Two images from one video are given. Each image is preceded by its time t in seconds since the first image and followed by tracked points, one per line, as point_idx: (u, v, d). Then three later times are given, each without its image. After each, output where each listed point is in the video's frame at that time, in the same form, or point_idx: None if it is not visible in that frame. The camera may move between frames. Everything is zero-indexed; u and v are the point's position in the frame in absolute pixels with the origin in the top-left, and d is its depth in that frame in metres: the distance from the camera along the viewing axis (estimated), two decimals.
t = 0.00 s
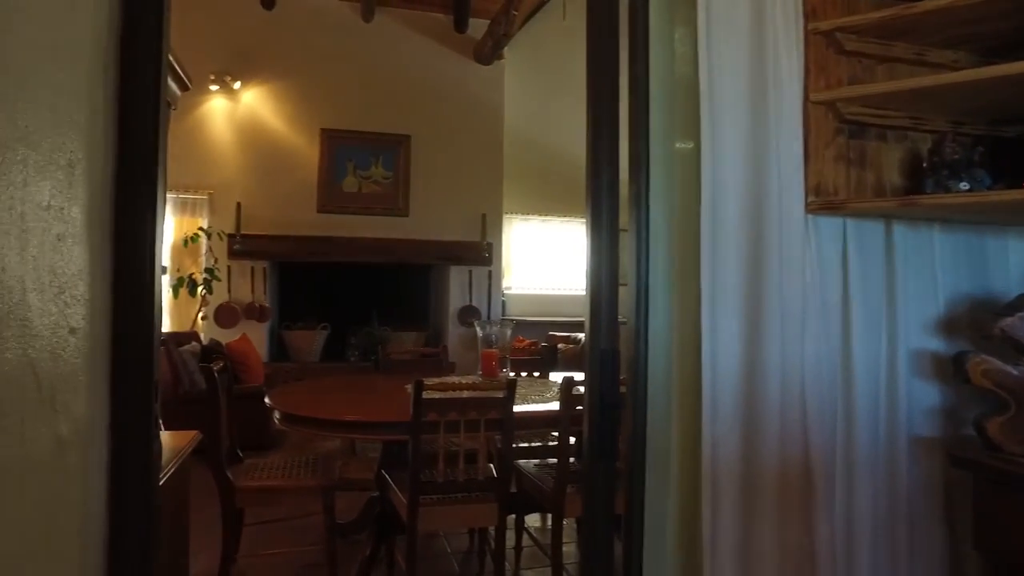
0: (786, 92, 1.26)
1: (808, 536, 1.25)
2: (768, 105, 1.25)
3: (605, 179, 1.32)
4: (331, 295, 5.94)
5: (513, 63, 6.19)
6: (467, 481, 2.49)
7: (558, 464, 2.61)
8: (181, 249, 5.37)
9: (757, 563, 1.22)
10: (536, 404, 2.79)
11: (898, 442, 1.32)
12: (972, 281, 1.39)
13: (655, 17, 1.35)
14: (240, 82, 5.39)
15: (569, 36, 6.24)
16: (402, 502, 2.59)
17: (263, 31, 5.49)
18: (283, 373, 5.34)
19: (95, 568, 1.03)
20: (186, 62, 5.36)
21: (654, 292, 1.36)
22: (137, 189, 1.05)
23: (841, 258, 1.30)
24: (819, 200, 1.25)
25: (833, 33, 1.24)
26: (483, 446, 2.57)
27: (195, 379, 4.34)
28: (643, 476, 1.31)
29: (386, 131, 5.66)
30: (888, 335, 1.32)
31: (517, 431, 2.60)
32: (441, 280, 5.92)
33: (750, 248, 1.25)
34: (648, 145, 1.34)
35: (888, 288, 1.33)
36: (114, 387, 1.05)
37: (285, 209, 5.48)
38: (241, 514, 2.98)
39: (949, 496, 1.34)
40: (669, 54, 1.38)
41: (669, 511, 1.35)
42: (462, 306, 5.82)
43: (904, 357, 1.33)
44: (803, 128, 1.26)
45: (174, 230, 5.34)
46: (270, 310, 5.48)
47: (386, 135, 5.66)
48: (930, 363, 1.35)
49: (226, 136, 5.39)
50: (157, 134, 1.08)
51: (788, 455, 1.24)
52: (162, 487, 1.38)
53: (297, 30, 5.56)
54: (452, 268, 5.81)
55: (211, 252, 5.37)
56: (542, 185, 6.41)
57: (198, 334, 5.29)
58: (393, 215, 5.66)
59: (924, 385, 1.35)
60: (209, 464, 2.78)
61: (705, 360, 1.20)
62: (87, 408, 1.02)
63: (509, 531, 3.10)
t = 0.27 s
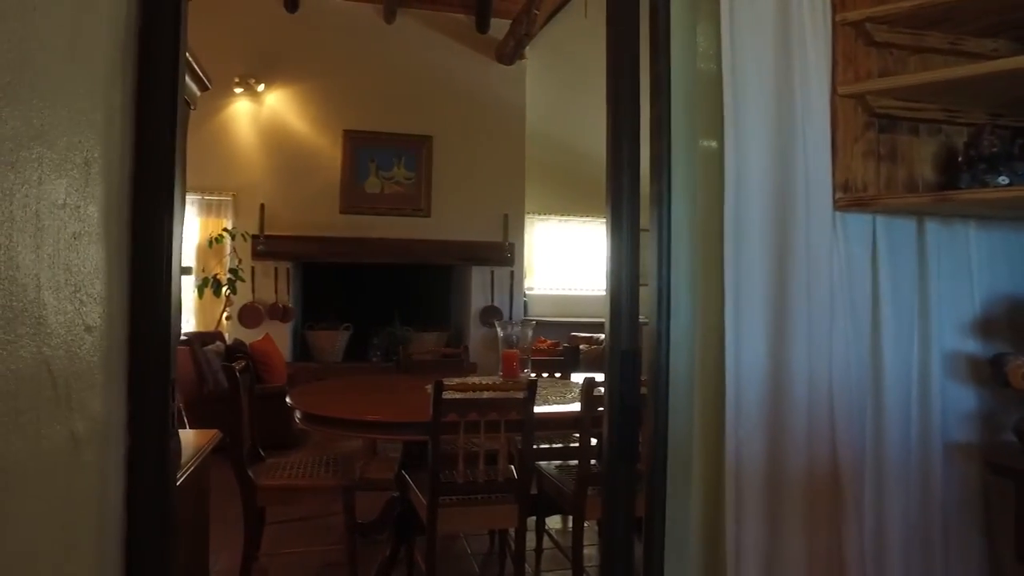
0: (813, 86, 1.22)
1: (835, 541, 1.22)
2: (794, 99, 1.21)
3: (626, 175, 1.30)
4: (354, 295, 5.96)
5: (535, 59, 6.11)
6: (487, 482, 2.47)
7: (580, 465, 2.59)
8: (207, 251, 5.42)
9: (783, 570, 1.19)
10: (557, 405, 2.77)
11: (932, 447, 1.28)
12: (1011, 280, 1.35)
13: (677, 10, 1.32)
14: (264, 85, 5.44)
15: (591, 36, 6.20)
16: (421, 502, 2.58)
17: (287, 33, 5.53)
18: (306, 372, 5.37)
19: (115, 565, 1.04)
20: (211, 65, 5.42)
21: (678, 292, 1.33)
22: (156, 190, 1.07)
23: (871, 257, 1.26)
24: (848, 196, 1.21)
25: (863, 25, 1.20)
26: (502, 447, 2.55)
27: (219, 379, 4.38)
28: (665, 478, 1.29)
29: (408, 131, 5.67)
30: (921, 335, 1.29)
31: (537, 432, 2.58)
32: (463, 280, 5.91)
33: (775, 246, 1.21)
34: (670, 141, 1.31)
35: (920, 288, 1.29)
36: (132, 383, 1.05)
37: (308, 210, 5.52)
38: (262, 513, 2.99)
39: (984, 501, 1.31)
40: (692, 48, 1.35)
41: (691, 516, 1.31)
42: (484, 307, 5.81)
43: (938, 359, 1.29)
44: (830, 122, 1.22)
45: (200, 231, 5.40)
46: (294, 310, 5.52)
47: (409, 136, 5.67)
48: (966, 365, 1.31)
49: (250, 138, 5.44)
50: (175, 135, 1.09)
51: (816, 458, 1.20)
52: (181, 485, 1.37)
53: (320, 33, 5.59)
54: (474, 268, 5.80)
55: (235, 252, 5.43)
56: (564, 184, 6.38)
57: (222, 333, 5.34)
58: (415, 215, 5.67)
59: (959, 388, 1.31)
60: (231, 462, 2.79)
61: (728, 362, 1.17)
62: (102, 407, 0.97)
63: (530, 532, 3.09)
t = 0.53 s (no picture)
0: (835, 78, 1.19)
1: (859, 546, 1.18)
2: (815, 90, 1.18)
3: (641, 171, 1.28)
4: (373, 295, 5.98)
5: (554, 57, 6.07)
6: (504, 482, 2.45)
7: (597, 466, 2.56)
8: (228, 252, 5.47)
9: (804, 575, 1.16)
10: (574, 405, 2.74)
11: (960, 449, 1.24)
12: None
13: (695, 2, 1.29)
14: (284, 86, 5.47)
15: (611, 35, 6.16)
16: (437, 502, 2.58)
17: (306, 35, 5.57)
18: (325, 373, 5.37)
19: (127, 563, 1.04)
20: (232, 67, 5.47)
21: (695, 290, 1.30)
22: (166, 191, 1.06)
23: (896, 254, 1.23)
24: (871, 191, 1.18)
25: (887, 15, 1.17)
26: (519, 448, 2.53)
27: (239, 378, 4.41)
28: (682, 480, 1.26)
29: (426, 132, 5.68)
30: (948, 334, 1.25)
31: (554, 432, 2.56)
32: (483, 280, 5.87)
33: (796, 243, 1.18)
34: (687, 136, 1.28)
35: (947, 285, 1.26)
36: (142, 380, 1.05)
37: (328, 211, 5.54)
38: (279, 512, 3.00)
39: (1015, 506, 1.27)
40: (710, 41, 1.32)
41: (709, 518, 1.28)
42: (503, 307, 5.77)
43: (967, 359, 1.25)
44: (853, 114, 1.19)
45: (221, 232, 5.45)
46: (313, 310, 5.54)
47: (427, 136, 5.67)
48: (996, 366, 1.27)
49: (270, 139, 5.48)
50: (187, 136, 1.09)
51: (838, 461, 1.17)
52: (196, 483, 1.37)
53: (339, 34, 5.62)
54: (493, 269, 5.76)
55: (255, 253, 5.47)
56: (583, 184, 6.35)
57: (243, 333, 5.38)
58: (434, 216, 5.67)
59: (989, 389, 1.27)
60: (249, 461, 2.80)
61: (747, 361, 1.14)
62: (112, 403, 0.96)
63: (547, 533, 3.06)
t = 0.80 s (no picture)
0: (852, 68, 1.15)
1: (877, 549, 1.15)
2: (831, 82, 1.15)
3: (651, 165, 1.25)
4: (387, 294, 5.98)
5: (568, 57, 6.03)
6: (516, 483, 2.42)
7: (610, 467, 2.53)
8: (243, 252, 5.50)
9: None
10: (587, 405, 2.71)
11: (985, 451, 1.20)
12: None
13: None
14: (299, 87, 5.49)
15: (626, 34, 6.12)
16: (448, 502, 2.56)
17: (321, 36, 5.58)
18: (339, 373, 5.38)
19: (128, 561, 1.02)
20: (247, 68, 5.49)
21: (707, 287, 1.27)
22: (166, 186, 1.05)
23: (916, 250, 1.19)
24: (890, 184, 1.14)
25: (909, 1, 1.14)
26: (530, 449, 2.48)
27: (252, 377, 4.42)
28: (693, 481, 1.23)
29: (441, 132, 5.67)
30: (971, 332, 1.21)
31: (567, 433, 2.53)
32: (497, 280, 5.86)
33: (811, 238, 1.15)
34: (699, 128, 1.25)
35: (970, 281, 1.22)
36: (143, 379, 1.04)
37: (342, 211, 5.55)
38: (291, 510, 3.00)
39: None
40: (723, 31, 1.28)
41: (722, 518, 1.25)
42: (517, 307, 5.74)
43: (992, 358, 1.21)
44: (871, 105, 1.16)
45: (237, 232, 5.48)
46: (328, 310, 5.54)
47: (442, 136, 5.66)
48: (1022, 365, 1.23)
49: (285, 140, 5.49)
50: (188, 130, 1.07)
51: (856, 461, 1.14)
52: (201, 480, 1.36)
53: (354, 35, 5.63)
54: (507, 268, 5.74)
55: (271, 252, 5.49)
56: (598, 184, 6.31)
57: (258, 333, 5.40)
58: (448, 216, 5.65)
59: (1014, 389, 1.22)
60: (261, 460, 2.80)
61: (760, 359, 1.11)
62: (112, 400, 0.95)
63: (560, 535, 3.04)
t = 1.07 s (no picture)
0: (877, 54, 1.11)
1: (906, 558, 1.09)
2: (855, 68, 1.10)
3: (665, 156, 1.20)
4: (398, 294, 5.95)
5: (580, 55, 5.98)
6: (526, 484, 2.38)
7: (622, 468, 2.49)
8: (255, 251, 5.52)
9: None
10: (600, 406, 2.66)
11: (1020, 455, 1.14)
12: None
13: None
14: (311, 87, 5.47)
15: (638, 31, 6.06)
16: (457, 503, 2.52)
17: (332, 35, 5.57)
18: (350, 372, 5.35)
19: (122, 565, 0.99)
20: (259, 68, 5.48)
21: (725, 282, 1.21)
22: (162, 176, 1.01)
23: (946, 243, 1.13)
24: (918, 174, 1.09)
25: None
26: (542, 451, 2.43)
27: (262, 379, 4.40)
28: (710, 485, 1.18)
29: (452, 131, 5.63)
30: (1005, 330, 1.15)
31: (579, 433, 2.49)
32: (508, 280, 5.81)
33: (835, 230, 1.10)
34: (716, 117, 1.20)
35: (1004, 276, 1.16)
36: (138, 376, 1.00)
37: (353, 210, 5.52)
38: (299, 511, 2.97)
39: None
40: (740, 17, 1.23)
41: (739, 523, 1.20)
42: (529, 307, 5.70)
43: None
44: (896, 92, 1.11)
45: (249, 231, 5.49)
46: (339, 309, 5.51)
47: (453, 135, 5.63)
48: None
49: (297, 140, 5.48)
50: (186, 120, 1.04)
51: (883, 465, 1.08)
52: (202, 482, 1.32)
53: (364, 34, 5.61)
54: (519, 268, 5.69)
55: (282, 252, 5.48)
56: (610, 183, 6.26)
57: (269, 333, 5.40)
58: (459, 215, 5.62)
59: None
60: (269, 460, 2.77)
61: (780, 357, 1.07)
62: (103, 397, 0.91)
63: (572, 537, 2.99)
